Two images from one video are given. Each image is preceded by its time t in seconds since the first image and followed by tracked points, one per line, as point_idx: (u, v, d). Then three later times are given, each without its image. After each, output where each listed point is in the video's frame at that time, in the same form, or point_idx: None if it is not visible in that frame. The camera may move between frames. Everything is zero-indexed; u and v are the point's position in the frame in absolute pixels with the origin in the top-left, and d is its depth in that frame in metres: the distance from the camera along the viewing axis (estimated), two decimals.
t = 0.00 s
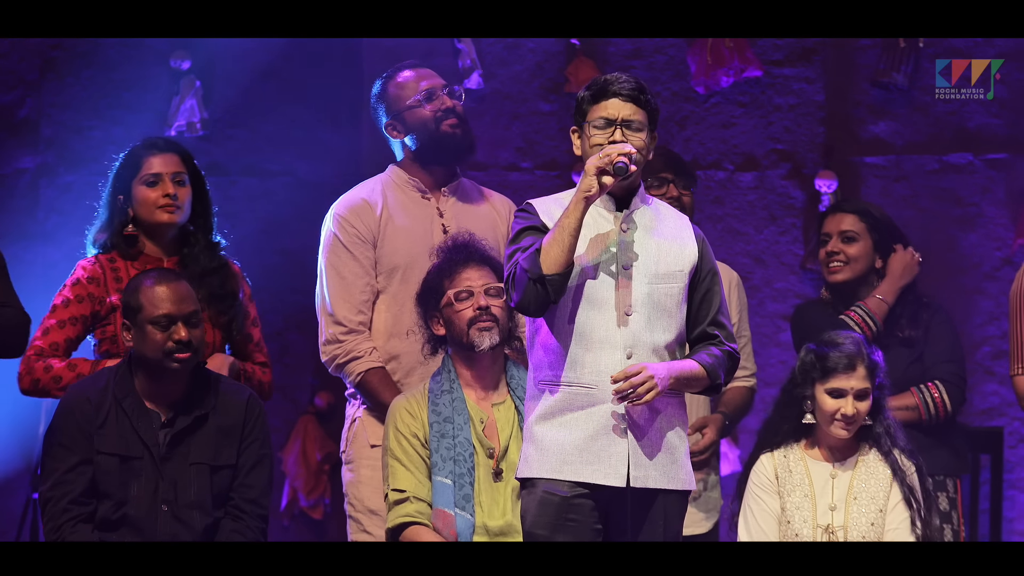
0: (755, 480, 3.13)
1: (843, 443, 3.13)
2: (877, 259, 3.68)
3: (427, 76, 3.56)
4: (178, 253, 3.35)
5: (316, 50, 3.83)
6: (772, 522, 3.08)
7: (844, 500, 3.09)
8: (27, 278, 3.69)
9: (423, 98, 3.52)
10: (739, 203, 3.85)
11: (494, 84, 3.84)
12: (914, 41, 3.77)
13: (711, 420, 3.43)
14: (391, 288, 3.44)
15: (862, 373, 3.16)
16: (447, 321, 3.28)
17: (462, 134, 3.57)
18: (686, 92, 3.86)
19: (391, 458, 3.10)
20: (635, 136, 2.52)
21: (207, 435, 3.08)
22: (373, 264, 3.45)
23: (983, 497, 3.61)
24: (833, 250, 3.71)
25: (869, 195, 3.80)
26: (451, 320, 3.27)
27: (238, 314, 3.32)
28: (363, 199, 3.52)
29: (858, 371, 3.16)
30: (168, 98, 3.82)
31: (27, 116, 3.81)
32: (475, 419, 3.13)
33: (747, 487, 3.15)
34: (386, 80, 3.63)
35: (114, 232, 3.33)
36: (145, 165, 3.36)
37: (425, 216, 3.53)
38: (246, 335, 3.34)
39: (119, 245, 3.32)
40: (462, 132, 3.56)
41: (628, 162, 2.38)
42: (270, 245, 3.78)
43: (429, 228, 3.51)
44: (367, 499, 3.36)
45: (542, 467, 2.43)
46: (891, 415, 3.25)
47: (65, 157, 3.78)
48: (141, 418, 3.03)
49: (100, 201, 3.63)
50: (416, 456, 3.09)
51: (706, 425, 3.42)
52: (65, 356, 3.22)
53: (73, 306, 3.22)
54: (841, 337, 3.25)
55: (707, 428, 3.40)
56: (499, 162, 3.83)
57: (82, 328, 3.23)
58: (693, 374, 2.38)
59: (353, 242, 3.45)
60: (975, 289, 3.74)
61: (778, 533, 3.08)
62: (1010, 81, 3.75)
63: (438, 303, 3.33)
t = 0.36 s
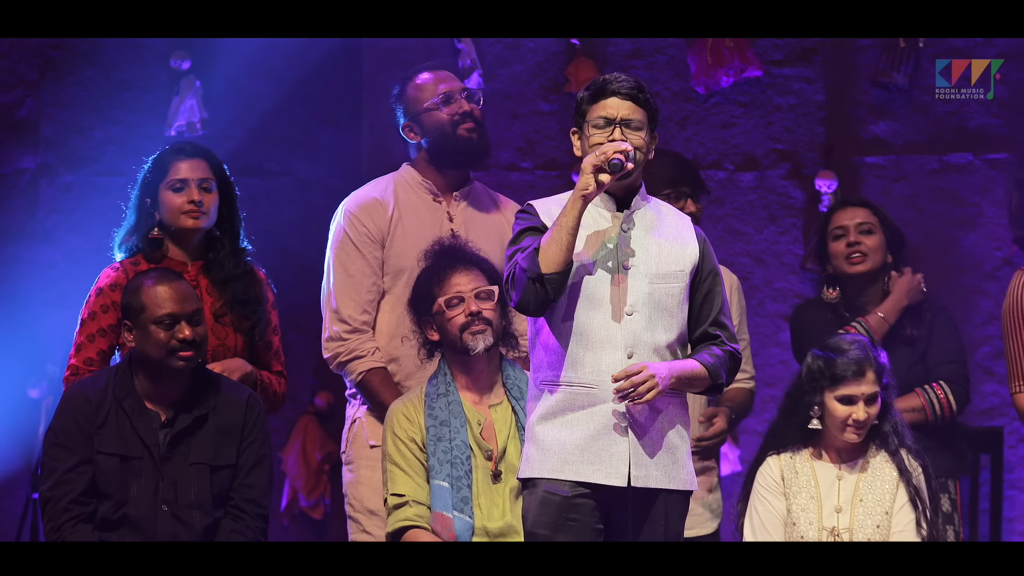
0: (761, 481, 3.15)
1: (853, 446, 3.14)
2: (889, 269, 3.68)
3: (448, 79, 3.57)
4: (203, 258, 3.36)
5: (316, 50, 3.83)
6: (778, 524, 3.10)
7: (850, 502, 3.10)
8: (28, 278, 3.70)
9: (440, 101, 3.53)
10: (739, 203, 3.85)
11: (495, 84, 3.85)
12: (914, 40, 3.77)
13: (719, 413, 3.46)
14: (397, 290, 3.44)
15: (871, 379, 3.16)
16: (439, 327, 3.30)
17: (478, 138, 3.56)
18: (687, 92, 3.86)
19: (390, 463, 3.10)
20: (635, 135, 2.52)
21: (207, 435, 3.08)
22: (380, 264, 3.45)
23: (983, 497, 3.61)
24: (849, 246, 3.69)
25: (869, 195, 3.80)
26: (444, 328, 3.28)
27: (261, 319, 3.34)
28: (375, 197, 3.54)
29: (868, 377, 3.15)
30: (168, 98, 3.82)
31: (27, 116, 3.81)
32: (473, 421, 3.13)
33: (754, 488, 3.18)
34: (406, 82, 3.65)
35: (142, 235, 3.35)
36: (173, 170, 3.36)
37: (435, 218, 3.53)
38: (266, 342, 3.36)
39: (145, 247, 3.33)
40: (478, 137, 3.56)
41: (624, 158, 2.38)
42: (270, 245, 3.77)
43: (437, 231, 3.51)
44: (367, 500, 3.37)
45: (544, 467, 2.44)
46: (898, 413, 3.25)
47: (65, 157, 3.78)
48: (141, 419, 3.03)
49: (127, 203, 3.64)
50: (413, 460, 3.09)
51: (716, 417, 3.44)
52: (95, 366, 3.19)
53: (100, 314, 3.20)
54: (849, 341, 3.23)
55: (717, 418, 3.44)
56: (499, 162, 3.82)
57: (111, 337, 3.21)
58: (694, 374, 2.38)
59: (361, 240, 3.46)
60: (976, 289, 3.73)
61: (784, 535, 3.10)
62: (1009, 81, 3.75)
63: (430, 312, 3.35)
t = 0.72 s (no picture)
0: (768, 472, 3.14)
1: (861, 442, 3.14)
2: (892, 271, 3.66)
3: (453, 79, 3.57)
4: (209, 258, 3.36)
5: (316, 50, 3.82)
6: (781, 515, 3.10)
7: (855, 501, 3.10)
8: (27, 278, 3.70)
9: (439, 101, 3.54)
10: (740, 203, 3.86)
11: (495, 84, 3.85)
12: (914, 40, 3.77)
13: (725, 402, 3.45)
14: (397, 285, 3.46)
15: (894, 378, 3.18)
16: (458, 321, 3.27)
17: (477, 139, 3.57)
18: (687, 92, 3.86)
19: (397, 453, 3.10)
20: (633, 133, 2.51)
21: (208, 436, 3.07)
22: (381, 259, 3.46)
23: (983, 497, 3.62)
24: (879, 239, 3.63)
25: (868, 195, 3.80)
26: (462, 323, 3.25)
27: (263, 325, 3.34)
28: (378, 194, 3.55)
29: (891, 375, 3.17)
30: (168, 97, 3.83)
31: (26, 116, 3.81)
32: (481, 420, 3.12)
33: (760, 478, 3.17)
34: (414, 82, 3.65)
35: (148, 233, 3.34)
36: (180, 168, 3.38)
37: (438, 217, 3.54)
38: (270, 347, 3.36)
39: (151, 246, 3.32)
40: (476, 137, 3.57)
41: (620, 159, 2.37)
42: (270, 245, 3.77)
43: (439, 229, 3.53)
44: (369, 497, 3.35)
45: (543, 468, 2.44)
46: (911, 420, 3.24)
47: (66, 157, 3.78)
48: (144, 419, 3.03)
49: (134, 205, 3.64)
50: (420, 452, 3.09)
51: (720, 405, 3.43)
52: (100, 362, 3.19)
53: (106, 309, 3.20)
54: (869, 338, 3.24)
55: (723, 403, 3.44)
56: (499, 162, 3.82)
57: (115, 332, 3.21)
58: (695, 374, 2.38)
59: (363, 235, 3.47)
60: (976, 289, 3.74)
61: (787, 528, 3.10)
62: (1009, 81, 3.75)
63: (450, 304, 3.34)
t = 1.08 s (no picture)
0: (770, 472, 3.14)
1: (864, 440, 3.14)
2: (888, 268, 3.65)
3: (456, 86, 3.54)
4: (180, 255, 3.35)
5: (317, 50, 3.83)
6: (783, 516, 3.10)
7: (857, 501, 3.10)
8: (28, 278, 3.70)
9: (434, 107, 3.54)
10: (740, 203, 3.85)
11: (495, 84, 3.84)
12: (914, 40, 3.77)
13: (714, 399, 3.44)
14: (396, 287, 3.51)
15: (897, 376, 3.18)
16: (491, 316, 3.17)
17: (466, 150, 3.55)
18: (687, 92, 3.86)
19: (410, 440, 3.12)
20: (631, 135, 2.51)
21: (211, 436, 3.08)
22: (382, 260, 3.50)
23: (983, 497, 3.62)
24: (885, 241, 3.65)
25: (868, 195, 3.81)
26: (493, 319, 3.15)
27: (237, 321, 3.32)
28: (383, 194, 3.60)
29: (893, 373, 3.18)
30: (168, 97, 3.83)
31: (27, 116, 3.81)
32: (497, 422, 3.10)
33: (762, 477, 3.17)
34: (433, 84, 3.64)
35: (117, 233, 3.33)
36: (149, 168, 3.36)
37: (440, 221, 3.58)
38: (242, 344, 3.34)
39: (120, 245, 3.31)
40: (466, 148, 3.54)
41: (618, 163, 2.38)
42: (271, 245, 3.77)
43: (440, 233, 3.56)
44: (362, 499, 3.41)
45: (544, 468, 2.44)
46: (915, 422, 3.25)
47: (66, 157, 3.78)
48: (147, 419, 3.04)
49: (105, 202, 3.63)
50: (434, 443, 3.11)
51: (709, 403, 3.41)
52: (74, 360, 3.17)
53: (76, 308, 3.18)
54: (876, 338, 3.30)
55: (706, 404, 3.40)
56: (499, 162, 3.82)
57: (87, 330, 3.20)
58: (697, 372, 2.38)
59: (365, 235, 3.51)
60: (975, 289, 3.75)
61: (788, 528, 3.10)
62: (1009, 81, 3.75)
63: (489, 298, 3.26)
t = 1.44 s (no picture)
0: (768, 472, 3.15)
1: (861, 432, 3.15)
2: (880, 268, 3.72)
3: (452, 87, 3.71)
4: (148, 254, 3.39)
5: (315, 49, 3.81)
6: (781, 515, 3.10)
7: (855, 501, 3.10)
8: (28, 278, 3.71)
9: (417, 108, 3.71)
10: (739, 203, 3.84)
11: (495, 84, 3.83)
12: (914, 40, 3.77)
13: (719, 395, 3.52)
14: (388, 285, 3.61)
15: (879, 360, 3.22)
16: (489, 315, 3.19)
17: (445, 148, 3.71)
18: (686, 92, 3.86)
19: (408, 443, 3.11)
20: (627, 136, 2.52)
21: (212, 436, 3.08)
22: (375, 260, 3.63)
23: (983, 497, 3.62)
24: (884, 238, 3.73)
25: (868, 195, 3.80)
26: (490, 320, 3.17)
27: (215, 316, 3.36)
28: (375, 195, 3.71)
29: (876, 356, 3.22)
30: (168, 97, 3.82)
31: (27, 116, 3.81)
32: (496, 421, 3.11)
33: (760, 478, 3.18)
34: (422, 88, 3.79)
35: (85, 232, 3.37)
36: (116, 166, 3.40)
37: (431, 220, 3.68)
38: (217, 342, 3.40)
39: (89, 245, 3.35)
40: (450, 147, 3.70)
41: (616, 166, 2.39)
42: (270, 245, 3.78)
43: (431, 232, 3.66)
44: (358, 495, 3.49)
45: (544, 468, 2.44)
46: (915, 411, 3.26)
47: (66, 157, 3.78)
48: (147, 419, 3.04)
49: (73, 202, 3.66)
50: (433, 445, 3.10)
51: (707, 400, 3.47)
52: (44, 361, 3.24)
53: (45, 309, 3.26)
54: (869, 332, 3.33)
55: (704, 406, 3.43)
56: (499, 163, 3.79)
57: (57, 331, 3.27)
58: (694, 372, 2.38)
59: (358, 235, 3.65)
60: (976, 289, 3.74)
61: (786, 529, 3.10)
62: (1009, 80, 3.77)
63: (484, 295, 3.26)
